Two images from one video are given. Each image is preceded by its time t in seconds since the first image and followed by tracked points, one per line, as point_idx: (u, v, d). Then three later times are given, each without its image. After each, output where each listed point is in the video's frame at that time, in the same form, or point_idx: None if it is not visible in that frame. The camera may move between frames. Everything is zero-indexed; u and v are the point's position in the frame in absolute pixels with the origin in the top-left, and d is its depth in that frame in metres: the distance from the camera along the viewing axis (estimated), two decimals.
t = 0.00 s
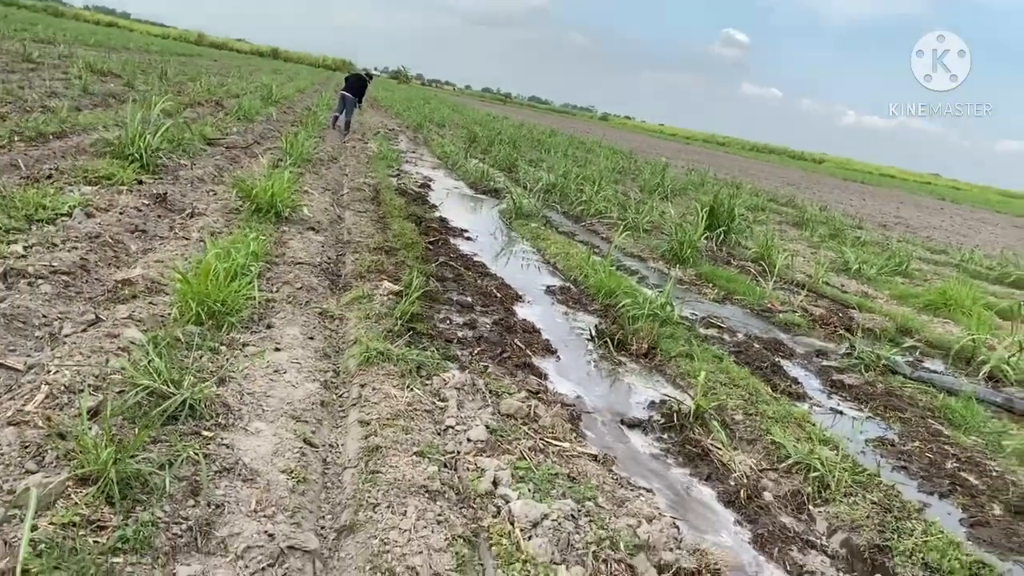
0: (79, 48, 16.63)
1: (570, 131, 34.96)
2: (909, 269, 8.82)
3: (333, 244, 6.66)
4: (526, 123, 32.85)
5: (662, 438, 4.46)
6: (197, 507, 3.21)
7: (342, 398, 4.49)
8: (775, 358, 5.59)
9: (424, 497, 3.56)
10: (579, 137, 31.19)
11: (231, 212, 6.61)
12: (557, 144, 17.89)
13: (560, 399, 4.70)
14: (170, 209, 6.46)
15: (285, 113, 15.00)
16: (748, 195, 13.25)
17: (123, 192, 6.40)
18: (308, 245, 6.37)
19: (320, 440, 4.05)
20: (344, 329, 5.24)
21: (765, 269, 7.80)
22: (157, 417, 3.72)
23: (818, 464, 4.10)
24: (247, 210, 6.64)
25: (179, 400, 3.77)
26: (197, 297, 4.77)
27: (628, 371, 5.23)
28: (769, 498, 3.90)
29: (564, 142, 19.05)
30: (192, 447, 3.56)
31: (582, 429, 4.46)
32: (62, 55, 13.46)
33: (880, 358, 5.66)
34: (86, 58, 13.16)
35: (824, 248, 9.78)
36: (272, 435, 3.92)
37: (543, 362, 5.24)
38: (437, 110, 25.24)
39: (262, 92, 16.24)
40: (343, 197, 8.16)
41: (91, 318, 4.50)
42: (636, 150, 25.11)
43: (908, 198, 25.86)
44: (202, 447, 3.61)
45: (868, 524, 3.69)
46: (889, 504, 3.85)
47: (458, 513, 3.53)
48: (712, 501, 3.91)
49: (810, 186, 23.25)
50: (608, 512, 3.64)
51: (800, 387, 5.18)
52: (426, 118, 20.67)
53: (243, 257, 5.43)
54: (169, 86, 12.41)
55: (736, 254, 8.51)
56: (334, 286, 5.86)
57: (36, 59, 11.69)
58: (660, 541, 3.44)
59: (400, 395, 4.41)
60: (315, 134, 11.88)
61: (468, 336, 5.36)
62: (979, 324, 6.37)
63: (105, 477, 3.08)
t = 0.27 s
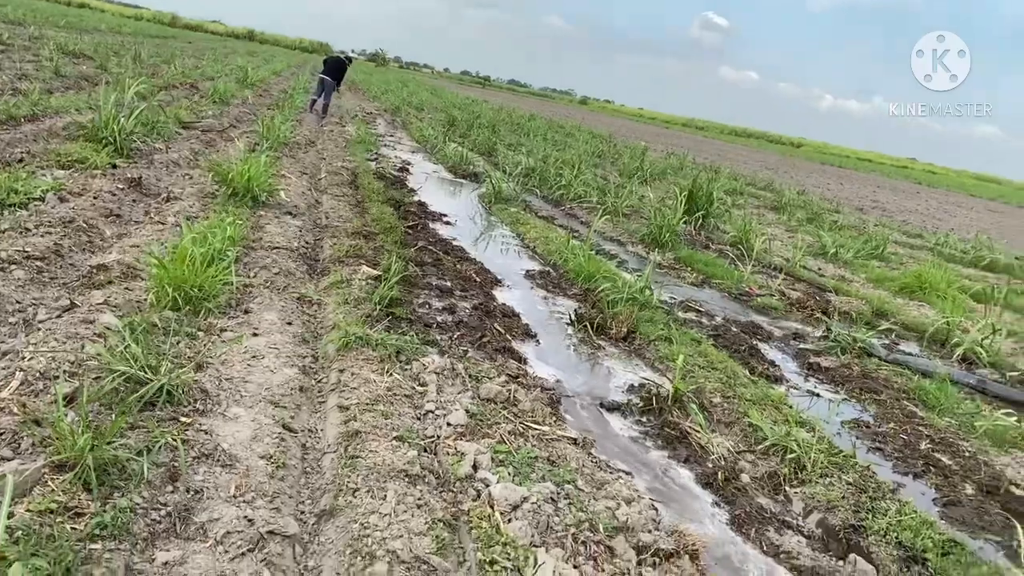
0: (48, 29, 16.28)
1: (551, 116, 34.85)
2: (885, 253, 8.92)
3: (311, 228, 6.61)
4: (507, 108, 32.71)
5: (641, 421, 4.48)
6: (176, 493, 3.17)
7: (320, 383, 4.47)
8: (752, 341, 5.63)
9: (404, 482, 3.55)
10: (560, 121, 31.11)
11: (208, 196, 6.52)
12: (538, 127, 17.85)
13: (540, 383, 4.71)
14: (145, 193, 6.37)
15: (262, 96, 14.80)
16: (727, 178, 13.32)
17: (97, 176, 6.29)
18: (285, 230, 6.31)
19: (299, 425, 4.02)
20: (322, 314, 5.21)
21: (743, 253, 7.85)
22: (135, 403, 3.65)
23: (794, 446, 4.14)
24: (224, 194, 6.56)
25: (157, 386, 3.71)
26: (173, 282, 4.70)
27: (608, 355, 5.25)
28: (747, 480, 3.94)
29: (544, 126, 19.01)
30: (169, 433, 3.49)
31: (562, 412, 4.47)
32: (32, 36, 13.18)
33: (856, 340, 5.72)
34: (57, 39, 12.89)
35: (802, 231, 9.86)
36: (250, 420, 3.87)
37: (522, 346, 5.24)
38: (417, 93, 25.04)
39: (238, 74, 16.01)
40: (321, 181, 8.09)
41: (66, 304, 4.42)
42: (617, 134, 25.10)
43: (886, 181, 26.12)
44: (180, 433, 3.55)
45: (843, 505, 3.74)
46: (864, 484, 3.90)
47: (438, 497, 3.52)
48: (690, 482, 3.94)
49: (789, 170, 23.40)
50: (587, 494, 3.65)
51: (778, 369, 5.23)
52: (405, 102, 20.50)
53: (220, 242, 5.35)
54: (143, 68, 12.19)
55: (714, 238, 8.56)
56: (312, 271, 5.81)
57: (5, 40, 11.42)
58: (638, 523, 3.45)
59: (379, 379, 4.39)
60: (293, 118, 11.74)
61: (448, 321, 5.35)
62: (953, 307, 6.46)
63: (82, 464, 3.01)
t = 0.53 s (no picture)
0: (26, 15, 16.02)
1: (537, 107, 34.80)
2: (868, 242, 8.99)
3: (295, 218, 6.57)
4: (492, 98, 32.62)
5: (625, 409, 4.50)
6: (159, 483, 3.14)
7: (304, 373, 4.44)
8: (736, 330, 5.66)
9: (389, 471, 3.54)
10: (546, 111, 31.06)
11: (190, 185, 6.46)
12: (523, 117, 17.81)
13: (525, 372, 4.71)
14: (127, 182, 6.31)
15: (245, 85, 14.66)
16: (711, 168, 13.36)
17: (78, 165, 6.22)
18: (269, 220, 6.26)
19: (284, 415, 3.99)
20: (307, 304, 5.18)
21: (727, 242, 7.89)
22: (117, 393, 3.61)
23: (777, 433, 4.17)
24: (207, 183, 6.50)
25: (140, 375, 3.67)
26: (156, 272, 4.64)
27: (593, 344, 5.26)
28: (730, 468, 3.96)
29: (530, 116, 18.97)
30: (153, 424, 3.46)
31: (547, 401, 4.48)
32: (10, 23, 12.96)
33: (839, 329, 5.77)
34: (36, 27, 12.70)
35: (785, 220, 9.92)
36: (234, 410, 3.82)
37: (508, 336, 5.24)
38: (402, 83, 24.89)
39: (220, 62, 15.84)
40: (305, 170, 8.04)
41: (47, 293, 4.35)
42: (603, 125, 25.10)
43: (870, 171, 26.29)
44: (163, 423, 3.51)
45: (825, 492, 3.77)
46: (846, 471, 3.94)
47: (423, 486, 3.52)
48: (674, 470, 3.96)
49: (773, 160, 23.49)
50: (572, 483, 3.65)
51: (761, 358, 5.26)
52: (391, 91, 20.38)
53: (203, 232, 5.30)
54: (123, 56, 12.03)
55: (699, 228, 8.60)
56: (296, 261, 5.78)
57: None
58: (623, 511, 3.47)
59: (364, 369, 4.38)
60: (276, 107, 11.64)
61: (434, 311, 5.33)
62: (934, 296, 6.53)
63: (65, 454, 2.98)
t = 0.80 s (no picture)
0: (12, 8, 15.87)
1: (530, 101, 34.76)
2: (858, 235, 9.02)
3: (286, 213, 6.54)
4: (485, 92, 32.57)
5: (616, 403, 4.50)
6: (149, 478, 3.12)
7: (295, 367, 4.43)
8: (726, 324, 5.67)
9: (380, 465, 3.53)
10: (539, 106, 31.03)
11: (180, 180, 6.42)
12: (515, 111, 17.79)
13: (516, 366, 4.70)
14: (116, 176, 6.26)
15: (235, 79, 14.59)
16: (703, 162, 13.37)
17: (66, 159, 6.17)
18: (259, 214, 6.23)
19: (274, 409, 3.98)
20: (297, 298, 5.16)
21: (718, 236, 7.90)
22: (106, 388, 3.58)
23: (768, 426, 4.18)
24: (196, 178, 6.46)
25: (129, 370, 3.64)
26: (145, 266, 4.61)
27: (584, 338, 5.26)
28: (720, 460, 3.97)
29: (522, 110, 18.95)
30: (142, 418, 3.43)
31: (538, 395, 4.48)
32: None
33: (829, 322, 5.79)
34: (23, 20, 12.59)
35: (776, 214, 9.94)
36: (224, 405, 3.80)
37: (499, 330, 5.24)
38: (394, 77, 24.82)
39: (210, 55, 15.75)
40: (296, 165, 8.01)
41: (35, 288, 4.32)
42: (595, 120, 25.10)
43: (862, 166, 26.36)
44: (153, 418, 3.49)
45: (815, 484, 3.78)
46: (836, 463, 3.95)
47: (414, 480, 3.51)
48: (665, 463, 3.96)
49: (766, 154, 23.54)
50: (563, 476, 3.65)
51: (752, 351, 5.27)
52: (382, 85, 20.32)
53: (193, 226, 5.26)
54: (113, 50, 11.95)
55: (690, 222, 8.61)
56: (286, 255, 5.75)
57: None
58: (613, 504, 3.47)
59: (354, 363, 4.36)
60: (267, 101, 11.59)
61: (425, 305, 5.32)
62: (924, 289, 6.56)
63: (53, 449, 2.95)
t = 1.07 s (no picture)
0: (7, 7, 15.83)
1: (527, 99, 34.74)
2: (854, 232, 9.04)
3: (282, 211, 6.54)
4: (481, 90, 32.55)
5: (612, 400, 4.51)
6: (146, 477, 3.12)
7: (291, 366, 4.43)
8: (722, 321, 5.68)
9: (376, 463, 3.53)
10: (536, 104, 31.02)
11: (176, 179, 6.41)
12: (511, 109, 17.79)
13: (513, 364, 4.70)
14: (112, 176, 6.26)
15: (232, 77, 14.58)
16: (699, 159, 13.39)
17: (62, 158, 6.16)
18: (256, 213, 6.23)
19: (270, 408, 3.97)
20: (293, 297, 5.16)
21: (714, 233, 7.91)
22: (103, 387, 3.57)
23: (764, 423, 4.18)
24: (192, 177, 6.45)
25: (125, 370, 3.63)
26: (142, 266, 4.60)
27: (581, 336, 5.26)
28: (717, 458, 3.98)
29: (518, 108, 18.95)
30: (139, 418, 3.42)
31: (534, 393, 4.48)
32: None
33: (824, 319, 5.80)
34: (18, 19, 12.56)
35: (772, 211, 9.95)
36: (220, 404, 3.80)
37: (495, 328, 5.24)
38: (390, 75, 24.79)
39: (206, 54, 15.72)
40: (291, 163, 8.00)
41: (31, 287, 4.31)
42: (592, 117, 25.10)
43: (858, 163, 26.38)
44: (149, 417, 3.48)
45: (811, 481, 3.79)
46: (831, 460, 3.96)
47: (410, 478, 3.51)
48: (661, 460, 3.97)
49: (762, 152, 23.56)
50: (559, 474, 3.65)
51: (748, 348, 5.28)
52: (378, 83, 20.30)
53: (189, 225, 5.25)
54: (108, 49, 11.93)
55: (686, 219, 8.62)
56: (282, 254, 5.75)
57: None
58: (610, 501, 3.47)
59: (350, 361, 4.36)
60: (262, 99, 11.58)
61: (421, 303, 5.32)
62: (919, 286, 6.57)
63: (49, 449, 2.95)
